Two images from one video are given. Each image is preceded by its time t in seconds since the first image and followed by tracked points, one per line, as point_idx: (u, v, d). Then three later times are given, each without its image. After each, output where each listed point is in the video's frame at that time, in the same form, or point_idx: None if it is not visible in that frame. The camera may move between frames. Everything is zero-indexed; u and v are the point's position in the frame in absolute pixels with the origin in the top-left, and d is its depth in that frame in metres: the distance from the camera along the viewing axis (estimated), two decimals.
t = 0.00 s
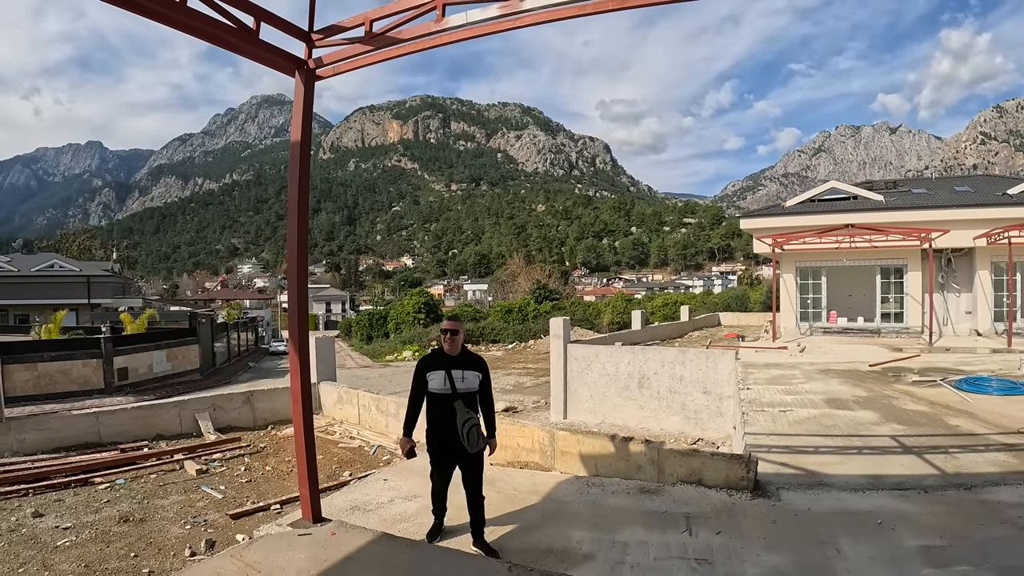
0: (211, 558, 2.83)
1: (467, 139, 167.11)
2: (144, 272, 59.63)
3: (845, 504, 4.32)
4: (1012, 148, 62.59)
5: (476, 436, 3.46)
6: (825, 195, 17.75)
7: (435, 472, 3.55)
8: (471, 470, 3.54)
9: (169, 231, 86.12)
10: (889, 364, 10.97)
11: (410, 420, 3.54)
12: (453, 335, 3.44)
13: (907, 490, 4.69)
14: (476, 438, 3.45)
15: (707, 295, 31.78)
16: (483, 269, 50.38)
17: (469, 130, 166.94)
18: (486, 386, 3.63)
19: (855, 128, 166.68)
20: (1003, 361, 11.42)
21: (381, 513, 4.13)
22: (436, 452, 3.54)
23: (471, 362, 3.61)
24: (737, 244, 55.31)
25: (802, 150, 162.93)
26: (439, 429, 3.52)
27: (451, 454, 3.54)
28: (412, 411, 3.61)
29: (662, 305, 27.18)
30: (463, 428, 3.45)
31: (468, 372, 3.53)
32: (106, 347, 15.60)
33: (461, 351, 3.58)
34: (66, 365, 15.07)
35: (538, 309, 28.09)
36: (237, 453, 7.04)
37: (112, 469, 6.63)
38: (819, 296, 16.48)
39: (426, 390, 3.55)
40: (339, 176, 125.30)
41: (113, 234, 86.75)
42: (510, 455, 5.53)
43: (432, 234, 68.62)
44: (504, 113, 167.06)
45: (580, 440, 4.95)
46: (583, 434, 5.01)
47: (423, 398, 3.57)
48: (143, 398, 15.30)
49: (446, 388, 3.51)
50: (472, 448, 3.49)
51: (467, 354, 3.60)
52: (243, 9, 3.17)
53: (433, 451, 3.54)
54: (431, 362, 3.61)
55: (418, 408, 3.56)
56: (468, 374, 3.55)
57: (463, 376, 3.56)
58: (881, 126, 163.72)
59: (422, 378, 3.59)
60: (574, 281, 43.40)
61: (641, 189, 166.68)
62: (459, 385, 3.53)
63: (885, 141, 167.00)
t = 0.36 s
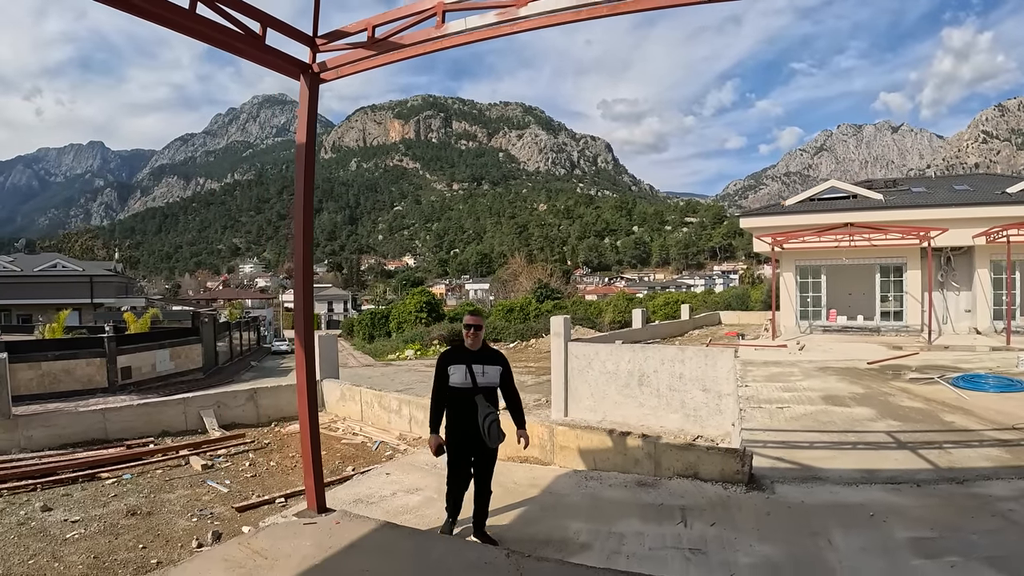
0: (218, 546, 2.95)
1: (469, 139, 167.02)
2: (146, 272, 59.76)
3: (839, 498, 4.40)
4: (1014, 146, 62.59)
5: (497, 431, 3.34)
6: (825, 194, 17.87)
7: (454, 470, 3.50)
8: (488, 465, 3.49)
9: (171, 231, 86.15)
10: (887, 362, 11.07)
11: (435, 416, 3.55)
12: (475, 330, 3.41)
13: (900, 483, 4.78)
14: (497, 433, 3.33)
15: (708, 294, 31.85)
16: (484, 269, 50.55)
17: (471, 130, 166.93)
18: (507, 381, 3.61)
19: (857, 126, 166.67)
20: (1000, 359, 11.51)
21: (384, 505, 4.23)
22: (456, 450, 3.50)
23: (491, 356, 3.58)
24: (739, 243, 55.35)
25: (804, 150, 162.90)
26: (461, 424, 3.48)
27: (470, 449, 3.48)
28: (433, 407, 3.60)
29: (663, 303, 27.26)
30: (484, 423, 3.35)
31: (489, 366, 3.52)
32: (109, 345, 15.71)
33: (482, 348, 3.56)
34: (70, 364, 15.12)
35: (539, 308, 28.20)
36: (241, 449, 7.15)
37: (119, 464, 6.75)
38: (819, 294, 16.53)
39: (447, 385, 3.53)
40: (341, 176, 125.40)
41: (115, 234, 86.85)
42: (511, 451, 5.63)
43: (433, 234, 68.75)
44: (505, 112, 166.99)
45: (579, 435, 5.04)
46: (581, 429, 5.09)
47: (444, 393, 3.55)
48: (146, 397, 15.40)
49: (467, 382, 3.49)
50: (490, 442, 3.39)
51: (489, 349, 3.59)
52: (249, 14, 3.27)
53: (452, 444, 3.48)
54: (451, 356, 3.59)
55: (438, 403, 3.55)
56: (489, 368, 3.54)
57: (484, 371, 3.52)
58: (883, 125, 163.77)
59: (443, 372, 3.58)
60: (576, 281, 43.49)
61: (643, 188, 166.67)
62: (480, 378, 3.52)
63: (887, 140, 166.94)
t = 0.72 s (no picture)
0: (234, 538, 3.13)
1: (470, 139, 166.96)
2: (148, 273, 59.98)
3: (827, 493, 4.57)
4: (1015, 144, 62.54)
5: (513, 432, 3.53)
6: (824, 194, 18.05)
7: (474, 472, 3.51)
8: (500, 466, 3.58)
9: (173, 233, 86.37)
10: (883, 361, 11.22)
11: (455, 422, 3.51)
12: (496, 336, 3.49)
13: (888, 479, 4.94)
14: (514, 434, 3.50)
15: (709, 293, 31.97)
16: (486, 269, 50.69)
17: (472, 130, 166.94)
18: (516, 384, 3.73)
19: (858, 125, 166.58)
20: (996, 357, 11.65)
21: (390, 500, 4.42)
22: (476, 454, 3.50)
23: (503, 360, 3.67)
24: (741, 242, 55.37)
25: (805, 149, 162.79)
26: (479, 427, 3.52)
27: (487, 451, 3.52)
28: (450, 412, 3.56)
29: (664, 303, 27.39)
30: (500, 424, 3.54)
31: (504, 370, 3.61)
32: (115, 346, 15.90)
33: (498, 355, 3.63)
34: (75, 365, 15.31)
35: (541, 308, 28.36)
36: (249, 448, 7.33)
37: (131, 464, 6.94)
38: (817, 295, 16.67)
39: (465, 390, 3.53)
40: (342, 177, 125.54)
41: (117, 235, 87.06)
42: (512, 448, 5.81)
43: (435, 234, 68.92)
44: (506, 112, 167.02)
45: (577, 434, 5.22)
46: (580, 427, 5.27)
47: (461, 398, 3.55)
48: (152, 399, 15.59)
49: (485, 386, 3.55)
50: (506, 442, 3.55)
51: (502, 354, 3.68)
52: (262, 36, 3.45)
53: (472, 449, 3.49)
54: (465, 360, 3.60)
55: (456, 408, 3.53)
56: (503, 372, 3.63)
57: (499, 375, 3.62)
58: (884, 123, 163.64)
59: (458, 378, 3.56)
60: (578, 280, 43.59)
61: (644, 188, 166.72)
62: (495, 383, 3.59)
63: (889, 138, 166.84)
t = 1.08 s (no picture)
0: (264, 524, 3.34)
1: (471, 139, 166.96)
2: (150, 274, 60.11)
3: (820, 482, 4.80)
4: (1016, 143, 62.55)
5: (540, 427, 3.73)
6: (823, 196, 18.29)
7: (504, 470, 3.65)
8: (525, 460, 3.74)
9: (174, 235, 86.44)
10: (880, 360, 11.44)
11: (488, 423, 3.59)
12: (528, 337, 3.61)
13: (880, 470, 5.17)
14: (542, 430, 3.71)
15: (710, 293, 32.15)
16: (487, 269, 50.88)
17: (473, 130, 166.96)
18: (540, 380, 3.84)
19: (858, 124, 166.69)
20: (992, 356, 11.86)
21: (405, 491, 4.65)
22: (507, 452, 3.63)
23: (528, 358, 3.78)
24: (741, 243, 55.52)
25: (806, 149, 162.79)
26: (512, 427, 3.62)
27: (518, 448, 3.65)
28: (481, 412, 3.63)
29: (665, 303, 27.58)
30: (530, 420, 3.70)
31: (533, 370, 3.73)
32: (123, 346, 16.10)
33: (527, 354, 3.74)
34: (82, 366, 15.48)
35: (543, 309, 28.56)
36: (263, 444, 7.57)
37: (148, 460, 7.15)
38: (816, 294, 16.90)
39: (498, 391, 3.61)
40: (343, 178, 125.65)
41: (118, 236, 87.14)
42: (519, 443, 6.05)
43: (436, 235, 69.10)
44: (506, 113, 167.09)
45: (582, 428, 5.44)
46: (585, 422, 5.50)
47: (495, 399, 3.61)
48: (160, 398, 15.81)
49: (517, 387, 3.65)
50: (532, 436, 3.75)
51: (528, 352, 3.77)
52: (288, 51, 3.68)
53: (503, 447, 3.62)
54: (496, 361, 3.65)
55: (489, 411, 3.60)
56: (531, 369, 3.74)
57: (526, 373, 3.72)
58: (884, 123, 163.65)
59: (490, 379, 3.62)
60: (579, 281, 43.73)
61: (644, 188, 166.81)
62: (525, 381, 3.70)
63: (889, 138, 166.89)
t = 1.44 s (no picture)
0: (284, 518, 3.50)
1: (472, 141, 167.05)
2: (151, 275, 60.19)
3: (815, 480, 4.97)
4: (1016, 144, 62.64)
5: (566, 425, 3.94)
6: (822, 199, 18.47)
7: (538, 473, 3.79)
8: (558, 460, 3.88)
9: (175, 237, 86.44)
10: (878, 361, 11.61)
11: (520, 430, 3.72)
12: (548, 337, 3.82)
13: (873, 468, 5.34)
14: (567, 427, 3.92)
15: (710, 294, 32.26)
16: (488, 270, 51.01)
17: (474, 131, 167.03)
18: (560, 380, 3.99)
19: (859, 125, 166.67)
20: (989, 357, 12.03)
21: (415, 487, 4.85)
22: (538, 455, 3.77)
23: (548, 359, 3.93)
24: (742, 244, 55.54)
25: (807, 150, 162.91)
26: (541, 428, 3.78)
27: (550, 447, 3.81)
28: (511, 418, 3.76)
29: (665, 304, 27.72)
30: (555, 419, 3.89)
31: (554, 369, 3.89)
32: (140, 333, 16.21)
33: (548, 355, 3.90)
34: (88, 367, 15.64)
35: (544, 310, 28.73)
36: (273, 444, 7.76)
37: (160, 459, 7.31)
38: (815, 296, 17.12)
39: (526, 395, 3.75)
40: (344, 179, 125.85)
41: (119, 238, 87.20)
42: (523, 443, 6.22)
43: (437, 236, 69.22)
44: (507, 114, 167.24)
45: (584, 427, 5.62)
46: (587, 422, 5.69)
47: (524, 403, 3.75)
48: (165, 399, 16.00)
49: (542, 388, 3.80)
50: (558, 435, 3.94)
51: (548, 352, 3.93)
52: (305, 67, 3.88)
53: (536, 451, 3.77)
54: (520, 365, 3.79)
55: (519, 416, 3.74)
56: (551, 370, 3.90)
57: (547, 374, 3.88)
58: (885, 123, 164.00)
59: (517, 384, 3.75)
60: (580, 282, 43.83)
61: (645, 189, 166.92)
62: (548, 382, 3.86)
63: (890, 139, 166.82)
